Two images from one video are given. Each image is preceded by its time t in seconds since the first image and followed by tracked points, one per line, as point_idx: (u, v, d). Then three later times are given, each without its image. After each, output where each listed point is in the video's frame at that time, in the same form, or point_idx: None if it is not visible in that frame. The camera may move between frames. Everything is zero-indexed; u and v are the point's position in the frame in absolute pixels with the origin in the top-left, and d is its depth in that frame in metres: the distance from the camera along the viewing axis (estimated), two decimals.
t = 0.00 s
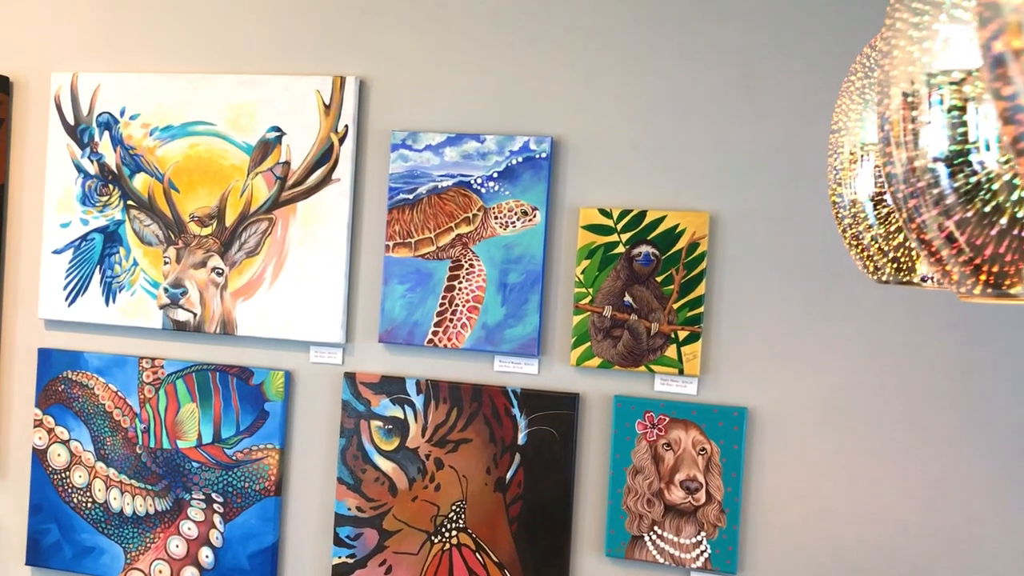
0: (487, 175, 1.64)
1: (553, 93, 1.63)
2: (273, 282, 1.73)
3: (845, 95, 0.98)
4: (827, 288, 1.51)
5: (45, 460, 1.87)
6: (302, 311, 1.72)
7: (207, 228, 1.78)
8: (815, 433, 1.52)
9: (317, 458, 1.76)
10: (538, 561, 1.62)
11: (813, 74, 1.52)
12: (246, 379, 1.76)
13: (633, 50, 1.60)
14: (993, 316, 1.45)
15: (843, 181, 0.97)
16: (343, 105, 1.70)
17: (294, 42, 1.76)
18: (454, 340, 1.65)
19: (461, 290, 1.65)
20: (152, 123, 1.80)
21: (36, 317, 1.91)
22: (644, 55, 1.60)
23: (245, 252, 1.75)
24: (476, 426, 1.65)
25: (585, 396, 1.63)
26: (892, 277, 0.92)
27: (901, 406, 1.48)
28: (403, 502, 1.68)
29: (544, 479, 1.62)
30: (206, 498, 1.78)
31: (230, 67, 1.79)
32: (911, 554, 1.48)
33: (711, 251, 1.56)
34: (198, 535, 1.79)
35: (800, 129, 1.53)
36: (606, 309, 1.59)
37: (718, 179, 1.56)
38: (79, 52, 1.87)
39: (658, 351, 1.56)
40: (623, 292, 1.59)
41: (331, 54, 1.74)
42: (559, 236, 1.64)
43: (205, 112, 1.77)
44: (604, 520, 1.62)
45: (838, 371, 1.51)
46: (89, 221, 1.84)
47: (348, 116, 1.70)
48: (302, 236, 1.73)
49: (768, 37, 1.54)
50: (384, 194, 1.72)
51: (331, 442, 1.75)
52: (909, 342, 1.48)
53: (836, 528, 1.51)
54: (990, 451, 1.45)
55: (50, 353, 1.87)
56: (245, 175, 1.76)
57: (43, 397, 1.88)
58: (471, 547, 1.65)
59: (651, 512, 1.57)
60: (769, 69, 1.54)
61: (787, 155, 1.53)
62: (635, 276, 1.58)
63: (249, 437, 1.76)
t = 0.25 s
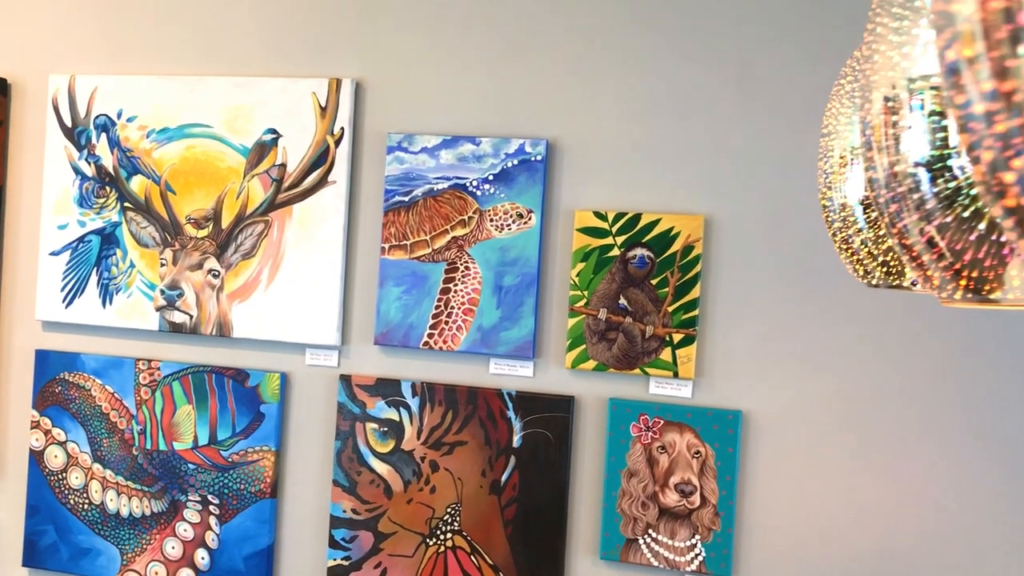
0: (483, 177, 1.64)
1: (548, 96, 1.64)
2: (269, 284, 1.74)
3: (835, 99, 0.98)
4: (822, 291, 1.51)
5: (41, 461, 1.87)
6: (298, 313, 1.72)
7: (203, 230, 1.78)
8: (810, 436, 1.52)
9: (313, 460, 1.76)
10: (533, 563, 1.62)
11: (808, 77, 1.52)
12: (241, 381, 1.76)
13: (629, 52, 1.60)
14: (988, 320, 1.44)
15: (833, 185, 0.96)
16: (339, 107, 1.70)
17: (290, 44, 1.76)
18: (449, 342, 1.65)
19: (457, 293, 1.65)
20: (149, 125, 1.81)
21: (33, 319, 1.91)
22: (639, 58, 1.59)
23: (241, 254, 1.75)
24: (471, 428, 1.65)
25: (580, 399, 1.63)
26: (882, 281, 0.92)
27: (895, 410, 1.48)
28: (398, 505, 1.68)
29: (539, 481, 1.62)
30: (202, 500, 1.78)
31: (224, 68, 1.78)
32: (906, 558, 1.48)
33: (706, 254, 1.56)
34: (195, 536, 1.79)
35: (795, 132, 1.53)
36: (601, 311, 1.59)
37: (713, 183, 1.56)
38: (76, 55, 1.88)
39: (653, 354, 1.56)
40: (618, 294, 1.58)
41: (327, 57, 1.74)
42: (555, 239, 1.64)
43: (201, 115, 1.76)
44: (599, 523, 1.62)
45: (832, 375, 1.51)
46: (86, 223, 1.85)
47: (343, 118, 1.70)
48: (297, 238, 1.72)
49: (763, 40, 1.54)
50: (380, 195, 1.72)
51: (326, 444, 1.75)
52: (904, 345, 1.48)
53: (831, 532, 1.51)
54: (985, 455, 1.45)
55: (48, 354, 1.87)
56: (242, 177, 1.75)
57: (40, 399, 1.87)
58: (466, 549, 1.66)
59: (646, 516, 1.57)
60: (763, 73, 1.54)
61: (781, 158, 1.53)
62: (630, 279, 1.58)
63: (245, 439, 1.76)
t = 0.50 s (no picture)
0: (477, 180, 1.64)
1: (542, 99, 1.64)
2: (263, 286, 1.74)
3: (824, 103, 0.98)
4: (814, 295, 1.51)
5: (36, 463, 1.88)
6: (292, 315, 1.73)
7: (198, 232, 1.78)
8: (802, 439, 1.52)
9: (307, 463, 1.76)
10: (526, 566, 1.62)
11: (801, 80, 1.52)
12: (236, 384, 1.77)
13: (622, 55, 1.60)
14: (980, 323, 1.44)
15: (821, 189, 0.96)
16: (333, 110, 1.70)
17: (285, 47, 1.77)
18: (443, 345, 1.65)
19: (450, 296, 1.65)
20: (144, 127, 1.81)
21: (28, 321, 1.91)
22: (633, 61, 1.59)
23: (235, 256, 1.76)
24: (465, 431, 1.65)
25: (573, 402, 1.63)
26: (870, 285, 0.92)
27: (887, 414, 1.48)
28: (392, 507, 1.68)
29: (532, 484, 1.62)
30: (196, 502, 1.78)
31: (221, 71, 1.80)
32: (898, 562, 1.48)
33: (698, 257, 1.57)
34: (189, 538, 1.79)
35: (788, 136, 1.53)
36: (594, 314, 1.58)
37: (706, 186, 1.57)
38: (74, 58, 1.88)
39: (646, 357, 1.56)
40: (611, 297, 1.58)
41: (322, 60, 1.74)
42: (548, 241, 1.64)
43: (195, 118, 1.78)
44: (592, 526, 1.61)
45: (824, 378, 1.51)
46: (81, 225, 1.85)
47: (338, 121, 1.69)
48: (291, 240, 1.73)
49: (756, 43, 1.54)
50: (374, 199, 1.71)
51: (320, 447, 1.75)
52: (896, 349, 1.48)
53: (823, 535, 1.51)
54: (977, 458, 1.45)
55: (42, 356, 1.87)
56: (237, 180, 1.76)
57: (35, 401, 1.88)
58: (460, 552, 1.66)
59: (638, 519, 1.57)
60: (756, 76, 1.54)
61: (774, 161, 1.53)
62: (623, 282, 1.58)
63: (239, 442, 1.77)
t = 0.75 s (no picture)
0: (469, 183, 1.64)
1: (534, 102, 1.64)
2: (255, 289, 1.74)
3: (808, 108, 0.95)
4: (805, 298, 1.52)
5: (29, 466, 1.88)
6: (284, 319, 1.71)
7: (191, 234, 1.78)
8: (793, 443, 1.52)
9: (299, 465, 1.76)
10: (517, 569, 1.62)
11: (792, 84, 1.52)
12: (227, 387, 1.76)
13: (613, 58, 1.60)
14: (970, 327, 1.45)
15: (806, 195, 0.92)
16: (326, 113, 1.71)
17: (278, 50, 1.77)
18: (434, 348, 1.65)
19: (442, 299, 1.64)
20: (137, 130, 1.81)
21: (22, 323, 1.92)
22: (625, 65, 1.60)
23: (228, 259, 1.75)
24: (456, 434, 1.65)
25: (565, 405, 1.63)
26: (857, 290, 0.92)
27: (877, 417, 1.49)
28: (383, 510, 1.68)
29: (523, 487, 1.62)
30: (189, 505, 1.78)
31: (215, 75, 1.80)
32: (889, 565, 1.48)
33: (689, 261, 1.57)
34: (181, 541, 1.78)
35: (779, 139, 1.53)
36: (586, 318, 1.59)
37: (697, 190, 1.57)
38: (68, 61, 1.89)
39: (637, 360, 1.56)
40: (603, 301, 1.58)
41: (315, 63, 1.74)
42: (540, 245, 1.64)
43: (187, 120, 1.78)
44: (583, 529, 1.62)
45: (815, 382, 1.51)
46: (74, 228, 1.85)
47: (330, 124, 1.71)
48: (283, 243, 1.72)
49: (746, 46, 1.54)
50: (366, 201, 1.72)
51: (312, 450, 1.75)
52: (886, 353, 1.48)
53: (814, 538, 1.51)
54: (966, 461, 1.45)
55: (35, 358, 1.88)
56: (228, 183, 1.76)
57: (27, 404, 1.88)
58: (451, 555, 1.66)
59: (629, 522, 1.57)
60: (748, 79, 1.54)
61: (765, 165, 1.53)
62: (615, 286, 1.58)
63: (231, 445, 1.76)
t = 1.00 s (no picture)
0: (459, 186, 1.64)
1: (524, 106, 1.64)
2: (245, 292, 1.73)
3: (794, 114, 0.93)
4: (794, 302, 1.52)
5: (18, 469, 1.87)
6: (274, 321, 1.72)
7: (180, 237, 1.78)
8: (782, 446, 1.52)
9: (288, 469, 1.76)
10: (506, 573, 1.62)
11: (781, 87, 1.52)
12: (217, 390, 1.77)
13: (603, 61, 1.60)
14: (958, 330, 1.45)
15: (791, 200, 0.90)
16: (315, 116, 1.70)
17: (268, 53, 1.77)
18: (424, 351, 1.65)
19: (432, 302, 1.64)
20: (127, 133, 1.81)
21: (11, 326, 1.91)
22: (614, 68, 1.60)
23: (217, 262, 1.75)
24: (446, 437, 1.65)
25: (554, 408, 1.63)
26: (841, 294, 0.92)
27: (866, 420, 1.49)
28: (372, 513, 1.68)
29: (513, 491, 1.62)
30: (178, 508, 1.78)
31: (203, 77, 1.80)
32: (878, 568, 1.48)
33: (679, 265, 1.57)
34: (170, 544, 1.79)
35: (768, 143, 1.53)
36: (575, 321, 1.59)
37: (686, 193, 1.57)
38: (58, 64, 1.89)
39: (626, 363, 1.56)
40: (592, 304, 1.59)
41: (304, 66, 1.74)
42: (530, 248, 1.64)
43: (176, 123, 1.78)
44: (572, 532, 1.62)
45: (803, 385, 1.51)
46: (64, 230, 1.85)
47: (320, 126, 1.70)
48: (274, 246, 1.73)
49: (735, 49, 1.54)
50: (355, 204, 1.72)
51: (302, 453, 1.75)
52: (874, 357, 1.49)
53: (803, 542, 1.51)
54: (955, 465, 1.45)
55: (25, 360, 1.87)
56: (219, 185, 1.75)
57: (16, 406, 1.88)
58: (440, 558, 1.65)
59: (618, 525, 1.57)
60: (736, 83, 1.54)
61: (754, 169, 1.54)
62: (604, 289, 1.58)
63: (220, 448, 1.76)
